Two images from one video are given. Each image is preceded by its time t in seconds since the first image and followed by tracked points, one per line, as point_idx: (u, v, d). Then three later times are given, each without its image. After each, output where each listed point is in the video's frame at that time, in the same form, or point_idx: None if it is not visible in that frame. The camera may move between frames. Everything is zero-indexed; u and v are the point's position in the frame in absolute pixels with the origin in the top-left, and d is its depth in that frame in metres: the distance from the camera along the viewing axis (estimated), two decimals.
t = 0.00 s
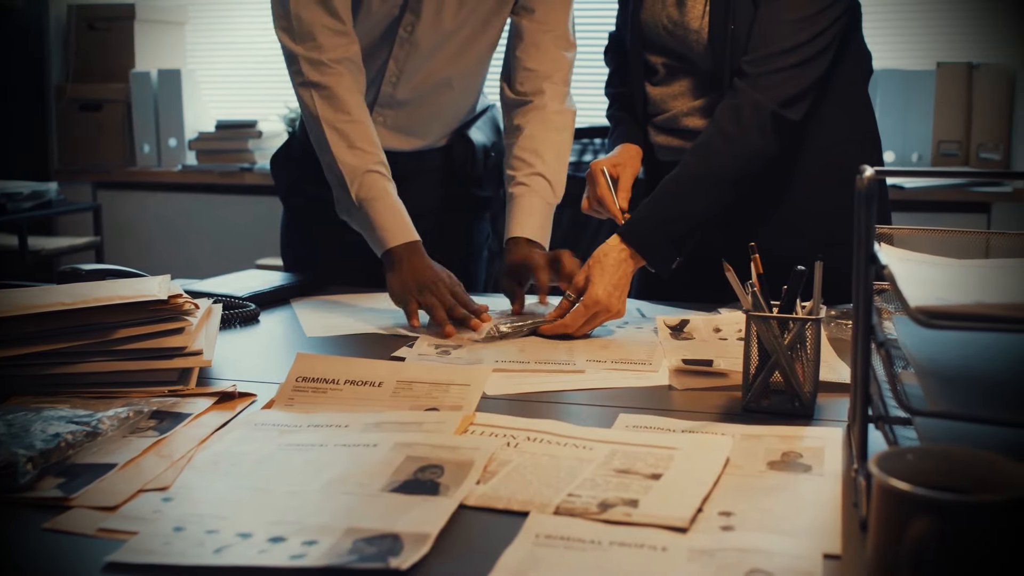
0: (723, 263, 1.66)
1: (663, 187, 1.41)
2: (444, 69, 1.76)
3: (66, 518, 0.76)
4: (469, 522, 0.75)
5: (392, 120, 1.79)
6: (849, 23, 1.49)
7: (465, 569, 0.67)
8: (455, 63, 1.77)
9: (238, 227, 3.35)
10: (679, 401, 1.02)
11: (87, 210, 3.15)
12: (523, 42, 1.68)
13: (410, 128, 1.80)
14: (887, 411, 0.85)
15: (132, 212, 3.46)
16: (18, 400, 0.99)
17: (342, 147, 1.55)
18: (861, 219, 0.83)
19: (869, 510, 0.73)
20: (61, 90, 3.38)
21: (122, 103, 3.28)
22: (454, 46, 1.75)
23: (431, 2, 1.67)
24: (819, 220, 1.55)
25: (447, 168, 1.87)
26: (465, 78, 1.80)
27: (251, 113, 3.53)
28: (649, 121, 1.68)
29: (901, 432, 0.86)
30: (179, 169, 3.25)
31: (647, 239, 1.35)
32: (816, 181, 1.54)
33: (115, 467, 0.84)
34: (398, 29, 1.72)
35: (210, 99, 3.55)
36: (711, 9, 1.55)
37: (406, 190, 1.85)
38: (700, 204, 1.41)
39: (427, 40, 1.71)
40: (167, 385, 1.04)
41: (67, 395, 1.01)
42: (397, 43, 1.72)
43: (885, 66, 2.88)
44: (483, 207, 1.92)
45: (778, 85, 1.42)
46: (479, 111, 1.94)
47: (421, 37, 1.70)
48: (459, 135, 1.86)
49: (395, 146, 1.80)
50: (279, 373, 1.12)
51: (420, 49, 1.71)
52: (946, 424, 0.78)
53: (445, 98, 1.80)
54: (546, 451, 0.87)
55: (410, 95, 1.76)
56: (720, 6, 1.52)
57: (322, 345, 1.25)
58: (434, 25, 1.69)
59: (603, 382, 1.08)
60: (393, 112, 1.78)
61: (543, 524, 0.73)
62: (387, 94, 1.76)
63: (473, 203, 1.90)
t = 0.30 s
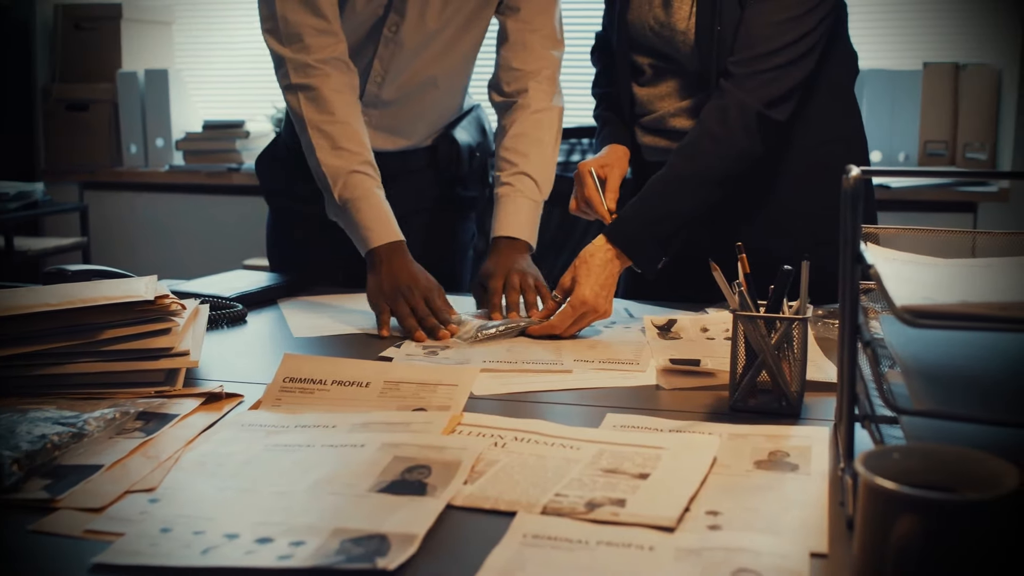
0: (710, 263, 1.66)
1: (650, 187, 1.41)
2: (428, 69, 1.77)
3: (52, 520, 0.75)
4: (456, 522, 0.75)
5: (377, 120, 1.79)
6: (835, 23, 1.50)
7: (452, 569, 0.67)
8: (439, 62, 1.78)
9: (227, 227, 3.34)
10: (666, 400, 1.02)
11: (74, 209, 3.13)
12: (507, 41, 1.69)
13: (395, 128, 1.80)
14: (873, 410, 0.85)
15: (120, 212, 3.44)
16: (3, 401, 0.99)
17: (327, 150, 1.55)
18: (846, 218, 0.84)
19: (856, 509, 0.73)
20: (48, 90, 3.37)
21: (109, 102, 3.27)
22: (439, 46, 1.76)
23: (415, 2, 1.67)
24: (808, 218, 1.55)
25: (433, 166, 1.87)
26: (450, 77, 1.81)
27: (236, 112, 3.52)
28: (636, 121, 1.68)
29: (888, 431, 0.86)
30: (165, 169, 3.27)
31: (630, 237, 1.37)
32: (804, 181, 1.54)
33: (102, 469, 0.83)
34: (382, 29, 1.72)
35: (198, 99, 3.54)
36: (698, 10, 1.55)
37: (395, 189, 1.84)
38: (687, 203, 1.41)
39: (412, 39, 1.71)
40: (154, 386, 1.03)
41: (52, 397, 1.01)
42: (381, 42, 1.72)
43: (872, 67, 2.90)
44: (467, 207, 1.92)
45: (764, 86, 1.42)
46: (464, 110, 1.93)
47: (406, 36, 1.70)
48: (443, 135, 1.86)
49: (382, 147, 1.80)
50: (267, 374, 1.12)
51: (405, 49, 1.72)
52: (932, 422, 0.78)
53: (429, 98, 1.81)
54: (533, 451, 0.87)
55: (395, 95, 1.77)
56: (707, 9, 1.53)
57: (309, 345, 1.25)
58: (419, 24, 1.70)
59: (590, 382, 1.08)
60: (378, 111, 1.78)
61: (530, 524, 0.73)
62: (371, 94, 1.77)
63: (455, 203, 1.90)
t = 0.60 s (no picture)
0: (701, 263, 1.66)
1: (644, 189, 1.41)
2: (415, 70, 1.79)
3: (42, 520, 0.75)
4: (447, 522, 0.75)
5: (365, 120, 1.80)
6: (827, 24, 1.50)
7: (443, 569, 0.67)
8: (427, 62, 1.80)
9: (218, 227, 3.33)
10: (657, 400, 1.02)
11: (64, 210, 3.13)
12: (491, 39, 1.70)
13: (383, 128, 1.81)
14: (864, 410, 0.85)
15: (110, 212, 3.43)
16: None
17: (277, 146, 1.58)
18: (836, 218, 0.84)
19: (847, 508, 0.74)
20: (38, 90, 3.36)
21: (100, 103, 3.27)
22: (425, 48, 1.78)
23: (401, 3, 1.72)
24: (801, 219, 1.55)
25: (421, 168, 1.87)
26: (436, 77, 1.82)
27: (228, 112, 3.52)
28: (628, 122, 1.68)
29: (879, 431, 0.87)
30: (158, 169, 3.25)
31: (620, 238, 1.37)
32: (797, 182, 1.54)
33: (92, 470, 0.83)
34: (368, 30, 1.76)
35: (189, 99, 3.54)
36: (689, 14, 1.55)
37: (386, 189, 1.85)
38: (679, 205, 1.41)
39: (398, 39, 1.75)
40: (145, 387, 1.03)
41: (42, 397, 1.01)
42: (367, 43, 1.76)
43: (864, 66, 2.91)
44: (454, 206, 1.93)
45: (760, 87, 1.41)
46: (452, 110, 1.93)
47: (392, 36, 1.74)
48: (432, 135, 1.85)
49: (368, 146, 1.80)
50: (258, 374, 1.12)
51: (392, 49, 1.75)
52: (923, 421, 0.78)
53: (417, 98, 1.82)
54: (524, 451, 0.87)
55: (382, 95, 1.78)
56: (699, 12, 1.52)
57: (299, 345, 1.25)
58: (405, 23, 1.74)
59: (581, 382, 1.08)
60: (365, 111, 1.79)
61: (522, 524, 0.73)
62: (358, 94, 1.78)
63: (444, 204, 1.90)
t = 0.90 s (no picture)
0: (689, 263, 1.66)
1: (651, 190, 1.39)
2: (394, 70, 1.79)
3: (29, 522, 0.75)
4: (436, 522, 0.75)
5: (347, 120, 1.80)
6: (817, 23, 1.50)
7: (431, 569, 0.67)
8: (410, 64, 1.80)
9: (207, 227, 3.32)
10: (645, 399, 1.02)
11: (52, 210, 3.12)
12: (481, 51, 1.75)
13: (366, 129, 1.81)
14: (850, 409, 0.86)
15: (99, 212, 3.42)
16: None
17: (204, 135, 1.67)
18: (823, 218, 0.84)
19: (834, 507, 0.74)
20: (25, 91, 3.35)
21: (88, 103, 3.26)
22: (404, 49, 1.79)
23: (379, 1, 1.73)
24: (797, 219, 1.56)
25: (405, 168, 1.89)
26: (418, 79, 1.81)
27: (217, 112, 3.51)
28: (617, 125, 1.69)
29: (865, 430, 0.87)
30: (143, 171, 3.28)
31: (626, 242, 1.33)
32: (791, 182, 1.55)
33: (79, 471, 0.83)
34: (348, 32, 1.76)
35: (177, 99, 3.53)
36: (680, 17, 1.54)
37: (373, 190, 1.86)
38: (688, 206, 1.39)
39: (378, 41, 1.75)
40: (132, 388, 1.03)
41: (29, 399, 1.00)
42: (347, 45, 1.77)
43: (853, 66, 2.92)
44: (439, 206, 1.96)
45: (762, 85, 1.41)
46: (438, 110, 1.97)
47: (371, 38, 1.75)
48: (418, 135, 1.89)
49: (350, 146, 1.81)
50: (246, 374, 1.12)
51: (371, 50, 1.76)
52: (908, 420, 0.79)
53: (398, 100, 1.81)
54: (513, 451, 0.87)
55: (362, 96, 1.78)
56: (690, 13, 1.52)
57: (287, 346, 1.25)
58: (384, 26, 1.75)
59: (569, 382, 1.08)
60: (348, 112, 1.79)
61: (510, 524, 0.73)
62: (340, 96, 1.78)
63: (430, 202, 1.95)
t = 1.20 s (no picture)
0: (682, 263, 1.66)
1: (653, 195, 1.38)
2: (381, 70, 1.80)
3: (22, 523, 0.75)
4: (429, 522, 0.75)
5: (335, 121, 1.82)
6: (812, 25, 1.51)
7: (424, 569, 0.67)
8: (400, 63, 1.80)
9: (200, 227, 3.31)
10: (638, 399, 1.02)
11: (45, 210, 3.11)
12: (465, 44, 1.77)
13: (355, 130, 1.83)
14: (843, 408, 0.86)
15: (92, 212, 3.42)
16: None
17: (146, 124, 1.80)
18: (816, 218, 0.84)
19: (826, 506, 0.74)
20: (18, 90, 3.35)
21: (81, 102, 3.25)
22: (390, 51, 1.80)
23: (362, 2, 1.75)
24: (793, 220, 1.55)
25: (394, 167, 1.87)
26: (406, 79, 1.82)
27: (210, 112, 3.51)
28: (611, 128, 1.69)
29: (859, 430, 0.87)
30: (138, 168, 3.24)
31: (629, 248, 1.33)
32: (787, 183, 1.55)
33: (72, 472, 0.83)
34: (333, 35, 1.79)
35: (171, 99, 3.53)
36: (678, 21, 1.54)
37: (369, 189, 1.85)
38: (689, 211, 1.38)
39: (364, 43, 1.78)
40: (125, 388, 1.03)
41: (21, 400, 1.00)
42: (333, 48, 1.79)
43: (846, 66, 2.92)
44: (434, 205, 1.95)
45: (761, 85, 1.41)
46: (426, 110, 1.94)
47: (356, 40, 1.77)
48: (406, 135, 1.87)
49: (339, 147, 1.82)
50: (239, 374, 1.12)
51: (358, 52, 1.78)
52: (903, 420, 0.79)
53: (386, 101, 1.82)
54: (506, 451, 0.87)
55: (350, 98, 1.80)
56: (688, 15, 1.52)
57: (279, 346, 1.25)
58: (370, 28, 1.77)
59: (563, 381, 1.08)
60: (336, 113, 1.81)
61: (504, 524, 0.73)
62: (328, 98, 1.80)
63: (422, 203, 1.92)
